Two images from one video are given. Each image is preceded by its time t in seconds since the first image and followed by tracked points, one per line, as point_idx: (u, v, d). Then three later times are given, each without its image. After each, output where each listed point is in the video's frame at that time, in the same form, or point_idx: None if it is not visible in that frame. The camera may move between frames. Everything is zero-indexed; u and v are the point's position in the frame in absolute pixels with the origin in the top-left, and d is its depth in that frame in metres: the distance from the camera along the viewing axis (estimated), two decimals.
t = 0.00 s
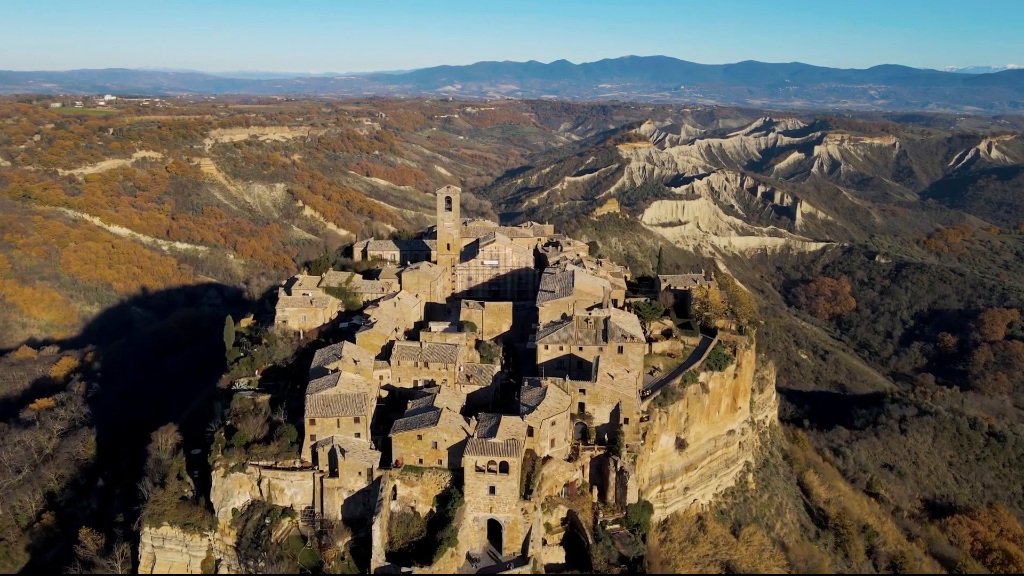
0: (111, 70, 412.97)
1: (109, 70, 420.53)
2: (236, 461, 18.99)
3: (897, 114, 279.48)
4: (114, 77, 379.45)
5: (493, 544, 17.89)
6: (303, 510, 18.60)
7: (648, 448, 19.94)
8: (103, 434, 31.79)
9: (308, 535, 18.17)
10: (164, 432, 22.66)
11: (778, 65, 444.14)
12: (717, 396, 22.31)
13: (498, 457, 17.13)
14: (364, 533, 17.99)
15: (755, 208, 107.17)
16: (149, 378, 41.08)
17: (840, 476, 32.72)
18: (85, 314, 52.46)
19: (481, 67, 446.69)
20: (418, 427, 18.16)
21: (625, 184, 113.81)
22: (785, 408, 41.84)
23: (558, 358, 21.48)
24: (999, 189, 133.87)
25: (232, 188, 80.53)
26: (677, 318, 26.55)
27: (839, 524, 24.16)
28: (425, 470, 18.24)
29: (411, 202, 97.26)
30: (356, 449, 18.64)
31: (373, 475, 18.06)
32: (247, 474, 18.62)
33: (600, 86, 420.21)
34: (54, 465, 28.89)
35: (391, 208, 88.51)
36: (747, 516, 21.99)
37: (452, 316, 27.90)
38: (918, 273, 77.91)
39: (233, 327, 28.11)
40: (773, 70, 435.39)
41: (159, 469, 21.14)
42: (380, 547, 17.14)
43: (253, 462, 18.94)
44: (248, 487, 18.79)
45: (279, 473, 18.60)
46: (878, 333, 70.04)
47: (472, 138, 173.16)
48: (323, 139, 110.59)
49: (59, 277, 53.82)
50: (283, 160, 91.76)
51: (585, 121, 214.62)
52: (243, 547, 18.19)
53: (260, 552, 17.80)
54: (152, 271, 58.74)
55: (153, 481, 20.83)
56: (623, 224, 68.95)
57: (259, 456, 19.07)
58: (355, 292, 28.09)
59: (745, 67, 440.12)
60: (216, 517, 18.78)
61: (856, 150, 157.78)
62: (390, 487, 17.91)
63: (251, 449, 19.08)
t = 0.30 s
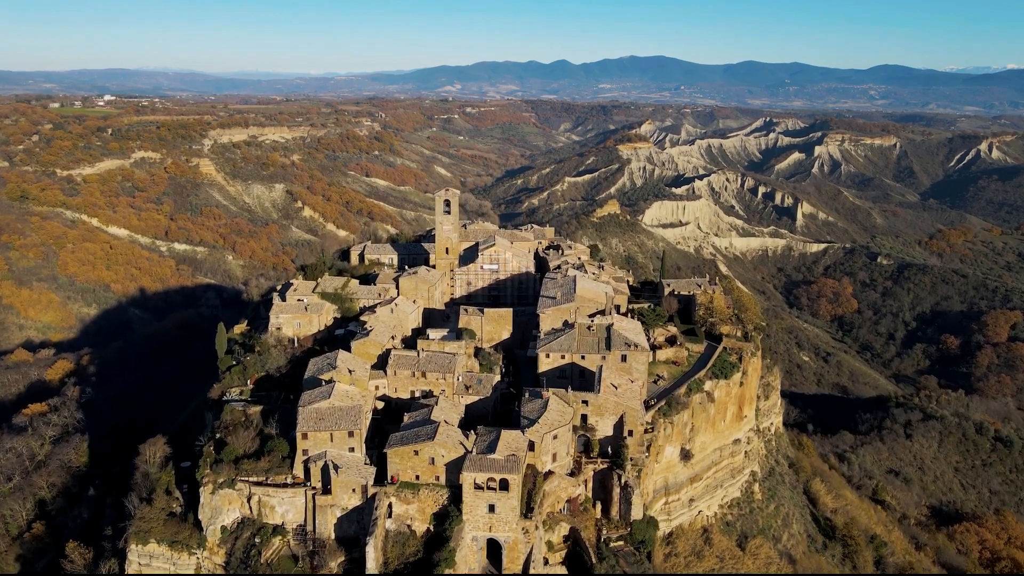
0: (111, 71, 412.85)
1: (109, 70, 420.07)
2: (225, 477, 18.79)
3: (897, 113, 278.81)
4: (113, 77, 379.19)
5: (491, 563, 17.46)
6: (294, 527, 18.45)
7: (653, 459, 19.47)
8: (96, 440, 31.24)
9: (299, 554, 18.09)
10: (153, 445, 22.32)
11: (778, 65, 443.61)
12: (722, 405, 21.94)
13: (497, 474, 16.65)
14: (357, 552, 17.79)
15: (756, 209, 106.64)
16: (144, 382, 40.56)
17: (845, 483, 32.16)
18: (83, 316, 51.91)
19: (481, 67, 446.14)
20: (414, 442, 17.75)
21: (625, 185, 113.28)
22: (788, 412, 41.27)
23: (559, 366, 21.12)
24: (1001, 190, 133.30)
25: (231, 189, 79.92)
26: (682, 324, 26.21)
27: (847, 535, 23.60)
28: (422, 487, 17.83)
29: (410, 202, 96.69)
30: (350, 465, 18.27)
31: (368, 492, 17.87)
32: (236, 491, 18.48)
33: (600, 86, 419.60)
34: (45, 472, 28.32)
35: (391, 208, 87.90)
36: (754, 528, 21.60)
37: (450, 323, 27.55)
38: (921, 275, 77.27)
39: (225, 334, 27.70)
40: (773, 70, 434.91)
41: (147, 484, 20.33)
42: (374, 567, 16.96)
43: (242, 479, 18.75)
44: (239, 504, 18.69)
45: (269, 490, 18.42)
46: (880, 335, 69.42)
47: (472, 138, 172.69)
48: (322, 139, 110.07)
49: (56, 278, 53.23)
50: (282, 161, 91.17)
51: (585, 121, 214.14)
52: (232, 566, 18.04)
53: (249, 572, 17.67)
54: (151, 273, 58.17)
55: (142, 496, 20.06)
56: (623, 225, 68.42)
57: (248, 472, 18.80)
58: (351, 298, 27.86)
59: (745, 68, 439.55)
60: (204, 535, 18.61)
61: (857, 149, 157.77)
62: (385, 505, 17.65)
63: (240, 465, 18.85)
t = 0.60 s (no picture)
0: (111, 70, 412.52)
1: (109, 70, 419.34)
2: (213, 494, 18.35)
3: (897, 113, 278.05)
4: (113, 77, 378.94)
5: None
6: (285, 546, 17.92)
7: (658, 472, 19.10)
8: (87, 448, 30.65)
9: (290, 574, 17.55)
10: (139, 460, 21.80)
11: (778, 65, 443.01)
12: (728, 414, 21.67)
13: (496, 492, 16.20)
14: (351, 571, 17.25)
15: (756, 210, 106.13)
16: (139, 387, 40.02)
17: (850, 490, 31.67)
18: (80, 318, 51.34)
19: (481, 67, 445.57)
20: (409, 458, 17.32)
21: (625, 185, 112.75)
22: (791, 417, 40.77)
23: (562, 375, 20.80)
24: (1002, 190, 132.74)
25: (230, 189, 79.34)
26: (686, 330, 25.90)
27: (855, 545, 23.11)
28: (418, 505, 17.37)
29: (409, 203, 96.17)
30: (343, 482, 17.83)
31: (361, 511, 17.37)
32: (224, 509, 18.03)
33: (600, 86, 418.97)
34: (35, 481, 27.71)
35: (390, 209, 87.37)
36: (759, 540, 21.29)
37: (449, 330, 27.19)
38: (923, 276, 76.71)
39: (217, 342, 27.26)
40: (773, 70, 434.33)
41: (134, 498, 20.26)
42: None
43: (231, 496, 18.28)
44: (228, 522, 18.21)
45: (258, 508, 17.94)
46: (883, 337, 68.84)
47: (472, 138, 172.16)
48: (322, 139, 109.52)
49: (54, 280, 52.64)
50: (282, 161, 90.61)
51: (585, 121, 213.63)
52: None
53: None
54: (149, 274, 57.59)
55: (128, 512, 19.83)
56: (624, 226, 67.85)
57: (236, 490, 18.34)
58: (346, 303, 27.54)
59: (745, 68, 439.08)
60: (192, 554, 18.09)
61: (858, 149, 157.22)
62: (379, 524, 17.18)
63: (228, 482, 18.40)
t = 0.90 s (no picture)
0: (111, 71, 412.80)
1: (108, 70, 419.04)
2: (198, 514, 17.79)
3: (897, 113, 277.29)
4: (113, 78, 378.67)
5: None
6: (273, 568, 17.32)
7: (664, 487, 18.69)
8: (78, 456, 30.08)
9: None
10: (124, 475, 21.23)
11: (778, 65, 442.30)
12: (736, 424, 21.31)
13: (494, 514, 15.68)
14: None
15: (757, 210, 105.59)
16: (133, 392, 39.48)
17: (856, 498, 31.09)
18: (77, 319, 50.73)
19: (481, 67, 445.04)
20: (404, 478, 16.82)
21: (625, 186, 112.14)
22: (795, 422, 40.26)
23: (564, 385, 20.34)
24: (1003, 190, 132.08)
25: (229, 190, 78.71)
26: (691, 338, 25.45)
27: (864, 558, 22.51)
28: (414, 527, 16.85)
29: (409, 203, 95.59)
30: (335, 502, 17.31)
31: (354, 533, 16.84)
32: (210, 530, 17.47)
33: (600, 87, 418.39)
34: (25, 490, 27.10)
35: (390, 210, 86.77)
36: (767, 554, 20.95)
37: (447, 338, 26.69)
38: (925, 277, 76.10)
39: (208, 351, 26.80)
40: (773, 70, 433.73)
41: (118, 516, 19.74)
42: None
43: (217, 517, 17.75)
44: (214, 544, 17.64)
45: (245, 530, 17.40)
46: (885, 339, 68.22)
47: (472, 138, 171.57)
48: (321, 140, 108.93)
49: (51, 281, 52.00)
50: (281, 161, 90.04)
51: (585, 121, 213.01)
52: None
53: None
54: (147, 275, 56.95)
55: (110, 532, 19.27)
56: (626, 228, 67.27)
57: (223, 510, 17.82)
58: (342, 310, 27.02)
59: (745, 68, 438.60)
60: None
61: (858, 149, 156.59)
62: (372, 546, 16.64)
63: (215, 502, 17.88)
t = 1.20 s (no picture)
0: (110, 71, 412.66)
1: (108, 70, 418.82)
2: (184, 535, 17.11)
3: (897, 113, 276.68)
4: (113, 78, 378.98)
5: None
6: None
7: (669, 502, 18.29)
8: (67, 464, 29.40)
9: None
10: (109, 491, 20.59)
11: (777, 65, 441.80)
12: (742, 434, 20.94)
13: (494, 537, 15.19)
14: None
15: (758, 211, 105.08)
16: (126, 397, 38.88)
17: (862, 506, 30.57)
18: (74, 321, 50.13)
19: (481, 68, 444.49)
20: (399, 498, 16.32)
21: (625, 186, 111.60)
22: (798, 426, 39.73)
23: (566, 396, 19.89)
24: (1003, 191, 131.52)
25: (228, 191, 78.15)
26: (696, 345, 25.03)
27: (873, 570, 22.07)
28: (409, 549, 16.36)
29: (408, 204, 95.02)
30: (327, 523, 16.79)
31: (347, 555, 16.30)
32: (197, 552, 16.73)
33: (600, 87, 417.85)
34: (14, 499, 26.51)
35: (389, 211, 86.28)
36: (773, 568, 20.60)
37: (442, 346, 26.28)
38: (927, 279, 75.57)
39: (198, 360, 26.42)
40: (773, 70, 433.21)
41: (102, 534, 19.09)
42: None
43: (203, 539, 17.09)
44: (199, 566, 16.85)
45: (233, 552, 16.77)
46: (887, 341, 67.62)
47: (472, 139, 170.99)
48: (320, 140, 108.41)
49: (48, 282, 51.41)
50: (280, 162, 89.54)
51: (585, 121, 212.39)
52: None
53: None
54: (145, 276, 56.37)
55: (93, 551, 18.63)
56: (627, 229, 66.73)
57: (209, 531, 17.17)
58: (337, 317, 26.67)
59: (745, 69, 438.35)
60: None
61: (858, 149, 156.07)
62: (365, 568, 16.05)
63: (201, 523, 17.24)
